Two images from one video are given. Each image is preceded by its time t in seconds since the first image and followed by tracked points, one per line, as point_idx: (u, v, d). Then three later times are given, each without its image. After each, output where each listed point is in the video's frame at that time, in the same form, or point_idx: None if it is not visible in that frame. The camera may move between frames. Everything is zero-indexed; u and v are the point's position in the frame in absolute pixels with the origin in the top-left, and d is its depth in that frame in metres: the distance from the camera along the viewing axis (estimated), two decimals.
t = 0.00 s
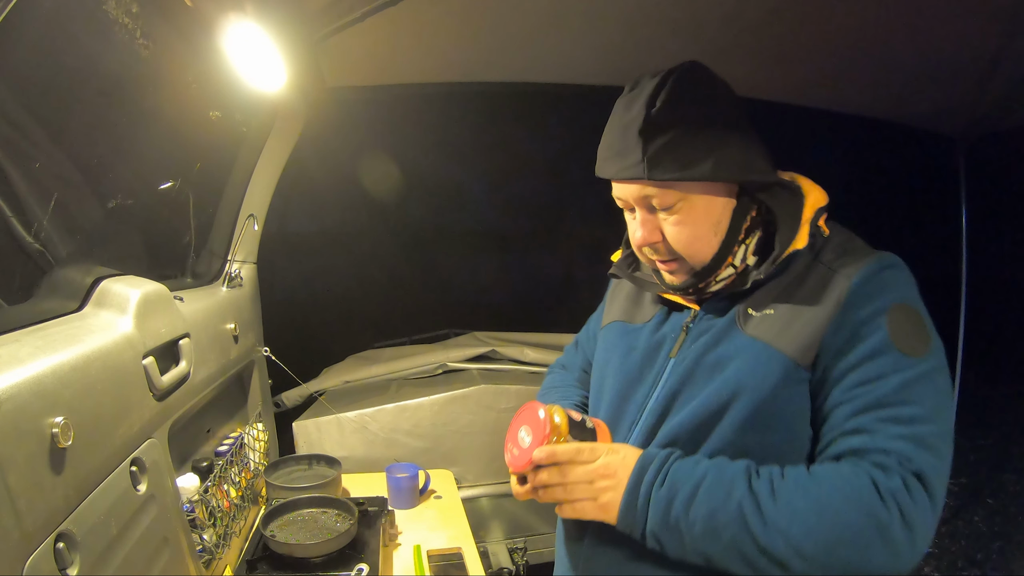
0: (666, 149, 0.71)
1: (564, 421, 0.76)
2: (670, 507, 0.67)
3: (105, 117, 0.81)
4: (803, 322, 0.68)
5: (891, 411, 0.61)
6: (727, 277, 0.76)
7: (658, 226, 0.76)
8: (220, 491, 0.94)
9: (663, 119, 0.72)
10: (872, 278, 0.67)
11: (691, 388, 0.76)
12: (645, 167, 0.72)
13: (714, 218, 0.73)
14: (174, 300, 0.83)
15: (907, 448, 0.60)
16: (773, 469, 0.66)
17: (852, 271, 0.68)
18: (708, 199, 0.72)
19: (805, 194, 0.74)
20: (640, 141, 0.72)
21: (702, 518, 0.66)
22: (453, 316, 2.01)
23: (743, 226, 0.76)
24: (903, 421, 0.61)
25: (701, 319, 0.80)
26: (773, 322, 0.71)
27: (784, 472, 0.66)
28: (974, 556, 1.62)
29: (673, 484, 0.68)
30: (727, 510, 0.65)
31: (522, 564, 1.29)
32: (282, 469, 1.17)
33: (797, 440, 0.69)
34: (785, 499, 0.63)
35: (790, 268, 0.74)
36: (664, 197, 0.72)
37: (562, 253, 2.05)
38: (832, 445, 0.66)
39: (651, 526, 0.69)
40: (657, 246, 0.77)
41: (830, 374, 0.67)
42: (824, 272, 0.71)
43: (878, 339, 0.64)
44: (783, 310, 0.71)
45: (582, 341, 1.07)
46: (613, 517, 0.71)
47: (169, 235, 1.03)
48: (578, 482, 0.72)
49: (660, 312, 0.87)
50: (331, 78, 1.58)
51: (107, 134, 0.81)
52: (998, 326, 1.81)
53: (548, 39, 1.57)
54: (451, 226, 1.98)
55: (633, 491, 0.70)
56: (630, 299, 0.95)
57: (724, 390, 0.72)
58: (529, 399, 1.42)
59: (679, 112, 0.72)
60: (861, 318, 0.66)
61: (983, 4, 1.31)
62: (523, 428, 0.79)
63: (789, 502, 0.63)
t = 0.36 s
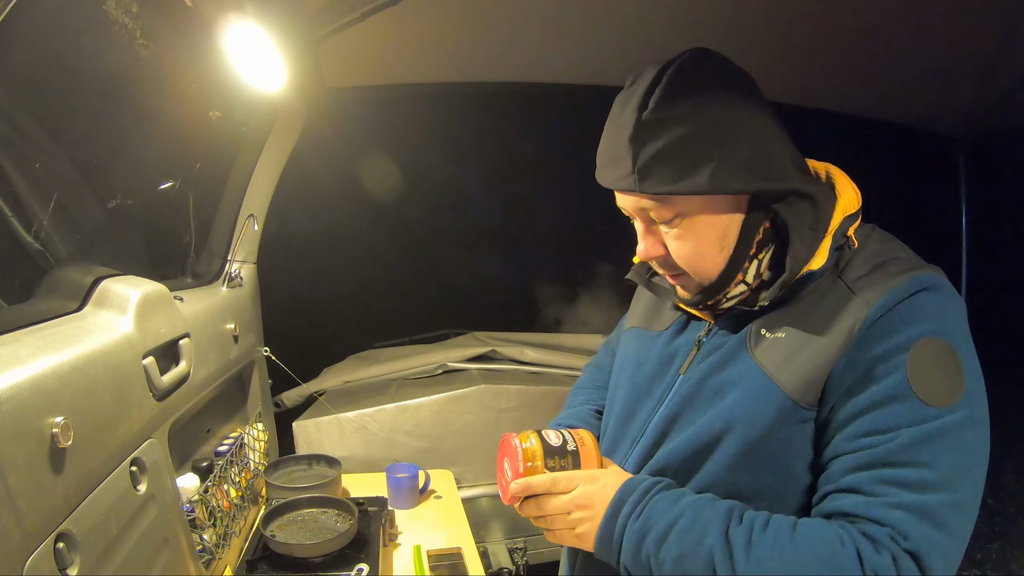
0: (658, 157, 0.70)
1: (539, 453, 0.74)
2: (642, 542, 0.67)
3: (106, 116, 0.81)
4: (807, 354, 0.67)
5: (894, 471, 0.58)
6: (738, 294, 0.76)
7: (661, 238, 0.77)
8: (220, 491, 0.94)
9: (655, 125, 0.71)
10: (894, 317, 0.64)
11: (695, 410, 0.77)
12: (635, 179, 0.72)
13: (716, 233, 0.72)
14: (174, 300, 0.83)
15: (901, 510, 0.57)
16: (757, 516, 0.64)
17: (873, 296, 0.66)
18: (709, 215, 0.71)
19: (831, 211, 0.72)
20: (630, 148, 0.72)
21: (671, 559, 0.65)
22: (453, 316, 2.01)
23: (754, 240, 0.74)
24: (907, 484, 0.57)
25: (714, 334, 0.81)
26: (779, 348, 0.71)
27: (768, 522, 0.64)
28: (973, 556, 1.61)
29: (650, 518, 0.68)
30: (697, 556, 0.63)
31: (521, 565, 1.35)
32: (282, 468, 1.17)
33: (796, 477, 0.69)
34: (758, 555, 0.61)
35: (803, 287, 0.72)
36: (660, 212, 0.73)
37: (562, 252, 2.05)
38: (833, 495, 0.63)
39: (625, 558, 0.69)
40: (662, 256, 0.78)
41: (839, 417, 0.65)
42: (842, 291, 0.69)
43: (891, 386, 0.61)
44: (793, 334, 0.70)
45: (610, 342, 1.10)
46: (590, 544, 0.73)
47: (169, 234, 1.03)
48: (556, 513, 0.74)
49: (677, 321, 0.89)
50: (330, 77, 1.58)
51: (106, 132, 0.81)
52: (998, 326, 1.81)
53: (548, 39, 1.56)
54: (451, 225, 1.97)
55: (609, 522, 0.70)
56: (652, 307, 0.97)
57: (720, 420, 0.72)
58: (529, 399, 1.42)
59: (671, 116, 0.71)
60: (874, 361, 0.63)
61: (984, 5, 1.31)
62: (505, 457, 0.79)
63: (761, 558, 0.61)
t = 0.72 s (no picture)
0: (655, 154, 0.71)
1: (543, 442, 0.76)
2: (640, 528, 0.68)
3: (106, 116, 0.81)
4: (798, 345, 0.68)
5: (885, 453, 0.59)
6: (731, 289, 0.76)
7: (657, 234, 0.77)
8: (220, 491, 0.94)
9: (653, 123, 0.71)
10: (882, 306, 0.65)
11: (688, 403, 0.77)
12: (633, 175, 0.72)
13: (712, 226, 0.73)
14: (174, 300, 0.83)
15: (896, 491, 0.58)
16: (753, 500, 0.65)
17: (861, 288, 0.67)
18: (705, 208, 0.72)
19: (820, 207, 0.73)
20: (629, 145, 0.72)
21: (670, 544, 0.65)
22: (453, 316, 2.01)
23: (747, 235, 0.75)
24: (898, 465, 0.58)
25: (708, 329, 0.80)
26: (771, 340, 0.71)
27: (763, 506, 0.65)
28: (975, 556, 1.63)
29: (647, 505, 0.68)
30: (695, 539, 0.64)
31: (521, 565, 1.35)
32: (282, 469, 1.17)
33: (787, 466, 0.70)
34: (755, 537, 0.62)
35: (790, 283, 0.74)
36: (657, 207, 0.73)
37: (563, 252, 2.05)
38: (824, 480, 0.64)
39: (623, 545, 0.69)
40: (657, 253, 0.78)
41: (829, 402, 0.66)
42: (831, 287, 0.70)
43: (880, 371, 0.62)
44: (785, 327, 0.70)
45: (605, 341, 1.10)
46: (589, 530, 0.73)
47: (169, 234, 1.03)
48: (556, 497, 0.73)
49: (671, 318, 0.89)
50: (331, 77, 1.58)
51: (107, 134, 0.81)
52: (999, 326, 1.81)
53: (548, 39, 1.57)
54: (451, 225, 1.97)
55: (608, 510, 0.70)
56: (645, 305, 0.97)
57: (713, 411, 0.72)
58: (529, 399, 1.42)
59: (669, 114, 0.71)
60: (863, 348, 0.64)
61: (984, 5, 1.31)
62: (505, 448, 0.79)
63: (758, 541, 0.61)
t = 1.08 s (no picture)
0: (660, 148, 0.71)
1: (549, 430, 0.76)
2: (652, 510, 0.69)
3: (105, 115, 0.81)
4: (796, 329, 0.70)
5: (885, 422, 0.62)
6: (726, 280, 0.77)
7: (655, 228, 0.76)
8: (220, 491, 0.94)
9: (658, 120, 0.72)
10: (872, 287, 0.68)
11: (686, 391, 0.77)
12: (638, 168, 0.71)
13: (710, 219, 0.73)
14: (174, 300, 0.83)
15: (898, 456, 0.60)
16: (759, 478, 0.68)
17: (852, 275, 0.70)
18: (704, 200, 0.72)
19: (808, 203, 0.76)
20: (635, 140, 0.72)
21: (684, 523, 0.67)
22: (453, 316, 2.01)
23: (742, 227, 0.76)
24: (898, 433, 0.61)
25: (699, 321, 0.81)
26: (767, 327, 0.73)
27: (770, 482, 0.67)
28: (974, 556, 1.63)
29: (658, 487, 0.69)
30: (709, 517, 0.66)
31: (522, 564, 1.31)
32: (282, 469, 1.17)
33: (789, 447, 0.71)
34: (768, 508, 0.64)
35: (784, 273, 0.75)
36: (659, 199, 0.72)
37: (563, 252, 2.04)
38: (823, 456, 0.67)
39: (634, 530, 0.70)
40: (655, 248, 0.78)
41: (825, 382, 0.68)
42: (823, 275, 0.72)
43: (875, 348, 0.65)
44: (780, 314, 0.72)
45: (585, 342, 1.09)
46: (597, 515, 0.73)
47: (169, 234, 1.03)
48: (564, 483, 0.73)
49: (660, 313, 0.89)
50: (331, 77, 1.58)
51: (106, 133, 0.81)
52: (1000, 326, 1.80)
53: (548, 39, 1.56)
54: (451, 225, 1.97)
55: (617, 493, 0.71)
56: (632, 301, 0.96)
57: (718, 393, 0.73)
58: (529, 399, 1.42)
59: (673, 112, 0.72)
60: (858, 328, 0.67)
61: (984, 6, 1.31)
62: (508, 436, 0.78)
63: (771, 512, 0.64)
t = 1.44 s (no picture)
0: (662, 147, 0.71)
1: (549, 437, 0.74)
2: (657, 510, 0.69)
3: (105, 115, 0.81)
4: (796, 328, 0.70)
5: (885, 419, 0.62)
6: (724, 279, 0.77)
7: (655, 228, 0.76)
8: (220, 491, 0.94)
9: (659, 121, 0.72)
10: (870, 286, 0.69)
11: (686, 391, 0.77)
12: (639, 167, 0.71)
13: (710, 219, 0.73)
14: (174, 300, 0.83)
15: (899, 453, 0.61)
16: (762, 475, 0.68)
17: (851, 274, 0.70)
18: (704, 199, 0.72)
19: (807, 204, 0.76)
20: (636, 140, 0.72)
21: (688, 522, 0.67)
22: (454, 316, 2.01)
23: (742, 227, 0.77)
24: (899, 429, 0.62)
25: (695, 321, 0.80)
26: (767, 326, 0.73)
27: (773, 479, 0.67)
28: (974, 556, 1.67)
29: (662, 487, 0.69)
30: (713, 515, 0.66)
31: (522, 564, 1.31)
32: (282, 469, 1.17)
33: (790, 446, 0.71)
34: (771, 505, 0.65)
35: (783, 273, 0.75)
36: (659, 198, 0.72)
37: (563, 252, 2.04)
38: (823, 454, 0.67)
39: (639, 530, 0.70)
40: (654, 248, 0.77)
41: (825, 380, 0.69)
42: (821, 276, 0.73)
43: (874, 346, 0.65)
44: (778, 314, 0.72)
45: (580, 342, 1.09)
46: (601, 518, 0.73)
47: (169, 235, 1.03)
48: (567, 488, 0.72)
49: (656, 314, 0.89)
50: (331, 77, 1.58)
51: (107, 134, 0.81)
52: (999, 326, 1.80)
53: (548, 39, 1.56)
54: (451, 225, 1.97)
55: (621, 494, 0.71)
56: (629, 302, 0.96)
57: (719, 392, 0.73)
58: (528, 399, 1.42)
59: (675, 111, 0.72)
60: (857, 327, 0.67)
61: (984, 6, 1.31)
62: (507, 441, 0.77)
63: (775, 509, 0.64)
